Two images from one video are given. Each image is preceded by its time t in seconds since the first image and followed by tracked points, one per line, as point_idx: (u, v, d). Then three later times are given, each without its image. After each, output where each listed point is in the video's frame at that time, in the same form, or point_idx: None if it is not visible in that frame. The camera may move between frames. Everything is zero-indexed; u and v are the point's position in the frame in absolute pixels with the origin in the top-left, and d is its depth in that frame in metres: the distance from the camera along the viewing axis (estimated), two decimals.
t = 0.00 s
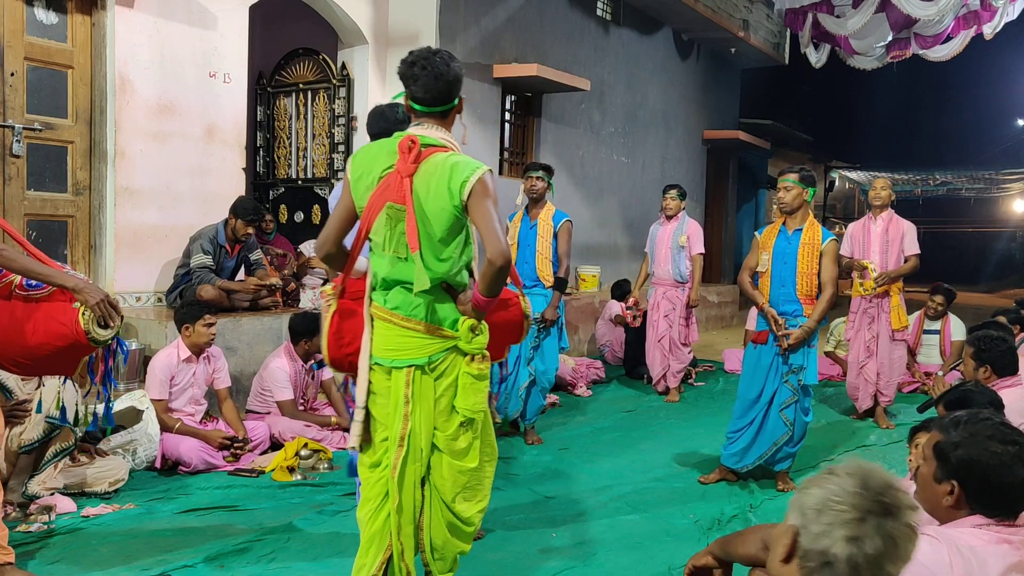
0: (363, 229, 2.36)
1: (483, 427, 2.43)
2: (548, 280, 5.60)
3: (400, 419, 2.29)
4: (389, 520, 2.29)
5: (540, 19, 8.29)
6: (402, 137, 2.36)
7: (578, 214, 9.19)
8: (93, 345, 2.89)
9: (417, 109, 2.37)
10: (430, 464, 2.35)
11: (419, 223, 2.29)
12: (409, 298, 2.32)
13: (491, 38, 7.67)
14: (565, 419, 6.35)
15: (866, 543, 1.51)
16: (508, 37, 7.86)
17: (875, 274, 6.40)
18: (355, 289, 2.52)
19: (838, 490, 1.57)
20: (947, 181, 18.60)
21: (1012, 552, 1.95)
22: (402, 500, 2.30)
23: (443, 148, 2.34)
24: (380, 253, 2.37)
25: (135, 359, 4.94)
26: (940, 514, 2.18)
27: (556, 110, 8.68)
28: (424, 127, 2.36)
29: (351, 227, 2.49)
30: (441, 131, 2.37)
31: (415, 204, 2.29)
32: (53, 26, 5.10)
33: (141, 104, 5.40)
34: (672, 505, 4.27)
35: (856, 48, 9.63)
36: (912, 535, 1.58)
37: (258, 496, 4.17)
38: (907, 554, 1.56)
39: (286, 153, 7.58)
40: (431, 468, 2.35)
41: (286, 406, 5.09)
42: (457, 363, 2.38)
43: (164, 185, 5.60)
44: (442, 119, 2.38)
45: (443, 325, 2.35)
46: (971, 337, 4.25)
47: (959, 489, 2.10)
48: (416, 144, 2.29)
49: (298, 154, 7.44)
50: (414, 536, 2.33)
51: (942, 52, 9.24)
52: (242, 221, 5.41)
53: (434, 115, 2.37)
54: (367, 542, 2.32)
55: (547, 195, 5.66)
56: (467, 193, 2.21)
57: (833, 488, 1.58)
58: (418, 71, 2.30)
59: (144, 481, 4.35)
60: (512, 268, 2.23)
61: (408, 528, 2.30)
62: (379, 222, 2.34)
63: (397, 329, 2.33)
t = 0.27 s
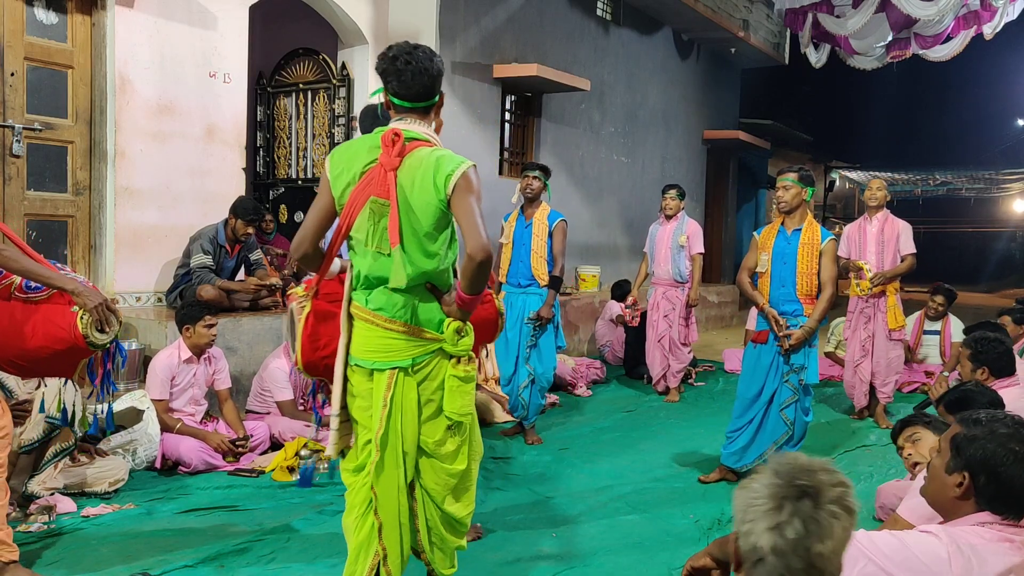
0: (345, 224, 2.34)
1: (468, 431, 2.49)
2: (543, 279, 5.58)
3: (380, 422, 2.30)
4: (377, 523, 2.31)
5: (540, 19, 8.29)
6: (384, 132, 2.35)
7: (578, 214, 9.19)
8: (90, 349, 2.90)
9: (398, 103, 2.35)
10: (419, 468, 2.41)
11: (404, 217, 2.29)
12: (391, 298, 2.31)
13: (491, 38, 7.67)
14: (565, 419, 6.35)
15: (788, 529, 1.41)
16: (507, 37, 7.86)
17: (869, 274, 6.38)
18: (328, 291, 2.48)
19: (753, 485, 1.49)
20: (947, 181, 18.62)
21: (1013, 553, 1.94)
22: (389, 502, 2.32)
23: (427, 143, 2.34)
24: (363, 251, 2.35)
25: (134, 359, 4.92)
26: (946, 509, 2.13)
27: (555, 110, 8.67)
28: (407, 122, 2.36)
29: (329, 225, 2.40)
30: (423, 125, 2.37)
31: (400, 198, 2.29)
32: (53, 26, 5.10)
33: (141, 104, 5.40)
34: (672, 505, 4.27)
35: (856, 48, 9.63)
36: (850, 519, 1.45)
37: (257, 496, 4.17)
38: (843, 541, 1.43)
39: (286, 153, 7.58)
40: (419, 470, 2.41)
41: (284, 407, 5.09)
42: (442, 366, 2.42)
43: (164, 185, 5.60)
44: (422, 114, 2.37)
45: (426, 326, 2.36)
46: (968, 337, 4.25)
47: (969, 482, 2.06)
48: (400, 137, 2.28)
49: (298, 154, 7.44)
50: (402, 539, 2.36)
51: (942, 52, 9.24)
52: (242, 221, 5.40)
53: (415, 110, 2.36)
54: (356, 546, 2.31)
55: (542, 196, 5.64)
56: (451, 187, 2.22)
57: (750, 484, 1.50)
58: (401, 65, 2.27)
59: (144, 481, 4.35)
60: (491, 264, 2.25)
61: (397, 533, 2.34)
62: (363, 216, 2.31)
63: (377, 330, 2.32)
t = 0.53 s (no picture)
0: (346, 221, 2.34)
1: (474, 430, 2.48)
2: (536, 278, 5.56)
3: (381, 423, 2.31)
4: (376, 524, 2.30)
5: (540, 19, 8.29)
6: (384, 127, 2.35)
7: (578, 214, 9.19)
8: (90, 347, 2.89)
9: (389, 96, 2.36)
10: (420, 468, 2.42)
11: (408, 212, 2.29)
12: (394, 296, 2.32)
13: (491, 38, 7.67)
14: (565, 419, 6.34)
15: (737, 528, 1.61)
16: (507, 37, 7.86)
17: (872, 273, 6.40)
18: (318, 291, 2.47)
19: (704, 495, 1.69)
20: (947, 181, 18.62)
21: (1014, 553, 1.93)
22: (389, 503, 2.32)
23: (426, 138, 2.37)
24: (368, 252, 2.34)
25: (134, 360, 4.93)
26: (951, 506, 2.13)
27: (555, 110, 8.67)
28: (405, 117, 2.38)
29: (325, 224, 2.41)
30: (421, 121, 2.40)
31: (404, 193, 2.29)
32: (53, 26, 5.10)
33: (141, 104, 5.40)
34: (672, 505, 4.27)
35: (856, 48, 9.63)
36: (797, 508, 1.64)
37: (258, 496, 4.17)
38: (792, 530, 1.61)
39: (286, 153, 7.58)
40: (423, 470, 2.42)
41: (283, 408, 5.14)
42: (444, 364, 2.43)
43: (163, 185, 5.60)
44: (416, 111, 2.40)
45: (429, 325, 2.37)
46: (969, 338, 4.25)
47: (972, 478, 2.06)
48: (402, 132, 2.29)
49: (298, 154, 7.44)
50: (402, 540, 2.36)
51: (942, 52, 9.25)
52: (242, 221, 5.40)
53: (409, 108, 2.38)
54: (355, 551, 2.31)
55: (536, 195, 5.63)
56: (460, 179, 2.25)
57: (702, 495, 1.70)
58: (407, 67, 2.30)
59: (144, 481, 4.35)
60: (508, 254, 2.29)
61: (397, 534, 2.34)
62: (366, 212, 2.31)
63: (377, 330, 2.33)
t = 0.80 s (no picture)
0: (366, 221, 2.25)
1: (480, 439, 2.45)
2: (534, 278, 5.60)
3: (394, 430, 2.29)
4: (377, 537, 2.32)
5: (540, 19, 8.29)
6: (399, 125, 2.28)
7: (578, 214, 9.19)
8: (86, 347, 2.88)
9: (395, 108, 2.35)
10: (425, 477, 2.34)
11: (431, 211, 2.23)
12: (416, 297, 2.27)
13: (491, 38, 7.67)
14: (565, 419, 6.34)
15: (709, 539, 1.60)
16: (508, 37, 7.86)
17: (875, 275, 6.43)
18: (324, 297, 2.44)
19: (675, 508, 1.69)
20: (947, 181, 18.62)
21: (1014, 554, 1.93)
22: (389, 512, 2.33)
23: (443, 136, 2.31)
24: (388, 251, 2.27)
25: (134, 360, 4.93)
26: (953, 506, 2.13)
27: (555, 110, 8.67)
28: (415, 118, 2.34)
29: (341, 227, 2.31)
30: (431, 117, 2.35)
31: (427, 192, 2.23)
32: (53, 26, 5.10)
33: (141, 104, 5.40)
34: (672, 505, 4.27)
35: (856, 48, 9.64)
36: (768, 511, 1.64)
37: (258, 496, 4.18)
38: (765, 535, 1.61)
39: (286, 153, 7.58)
40: (426, 480, 2.34)
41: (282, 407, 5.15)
42: (460, 368, 2.41)
43: (163, 185, 5.60)
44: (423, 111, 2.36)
45: (447, 328, 2.34)
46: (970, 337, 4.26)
47: (973, 477, 2.06)
48: (422, 131, 2.23)
49: (299, 154, 7.44)
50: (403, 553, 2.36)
51: (942, 52, 9.24)
52: (242, 221, 5.40)
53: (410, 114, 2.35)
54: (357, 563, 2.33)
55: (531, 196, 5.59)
56: (484, 177, 2.23)
57: (673, 508, 1.70)
58: (393, 67, 2.24)
59: (144, 481, 4.35)
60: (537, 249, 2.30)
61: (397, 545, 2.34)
62: (387, 213, 2.24)
63: (395, 333, 2.28)
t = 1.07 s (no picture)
0: (384, 214, 2.22)
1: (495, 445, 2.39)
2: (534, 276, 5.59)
3: (415, 438, 2.24)
4: (388, 547, 2.25)
5: (540, 19, 8.29)
6: (420, 122, 2.28)
7: (578, 214, 9.18)
8: (85, 344, 2.88)
9: (414, 103, 2.31)
10: (441, 485, 2.27)
11: (455, 206, 2.22)
12: (442, 298, 2.25)
13: (491, 38, 7.67)
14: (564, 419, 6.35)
15: (698, 547, 1.59)
16: (507, 37, 7.86)
17: (875, 275, 6.43)
18: (336, 303, 2.37)
19: (661, 514, 1.67)
20: (947, 181, 18.63)
21: (1013, 554, 1.92)
22: (403, 522, 2.26)
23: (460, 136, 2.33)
24: (409, 248, 2.24)
25: (134, 359, 4.94)
26: (951, 503, 2.13)
27: (555, 110, 8.67)
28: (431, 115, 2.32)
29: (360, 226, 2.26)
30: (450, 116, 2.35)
31: (450, 188, 2.22)
32: (53, 26, 5.10)
33: (141, 104, 5.40)
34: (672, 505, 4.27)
35: (856, 48, 9.63)
36: (755, 515, 1.63)
37: (258, 496, 4.18)
38: (753, 541, 1.60)
39: (286, 153, 7.58)
40: (441, 490, 2.27)
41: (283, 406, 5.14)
42: (481, 371, 2.35)
43: (163, 185, 5.60)
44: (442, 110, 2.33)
45: (469, 329, 2.29)
46: (969, 337, 4.27)
47: (968, 474, 2.06)
48: (443, 128, 2.24)
49: (299, 154, 7.44)
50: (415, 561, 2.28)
51: (942, 52, 9.24)
52: (242, 221, 5.40)
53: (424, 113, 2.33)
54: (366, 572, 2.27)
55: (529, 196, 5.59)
56: (505, 175, 2.25)
57: (659, 514, 1.68)
58: (418, 63, 2.23)
59: (144, 481, 4.35)
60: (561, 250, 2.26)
61: (410, 554, 2.26)
62: (409, 208, 2.22)
63: (418, 338, 2.24)
